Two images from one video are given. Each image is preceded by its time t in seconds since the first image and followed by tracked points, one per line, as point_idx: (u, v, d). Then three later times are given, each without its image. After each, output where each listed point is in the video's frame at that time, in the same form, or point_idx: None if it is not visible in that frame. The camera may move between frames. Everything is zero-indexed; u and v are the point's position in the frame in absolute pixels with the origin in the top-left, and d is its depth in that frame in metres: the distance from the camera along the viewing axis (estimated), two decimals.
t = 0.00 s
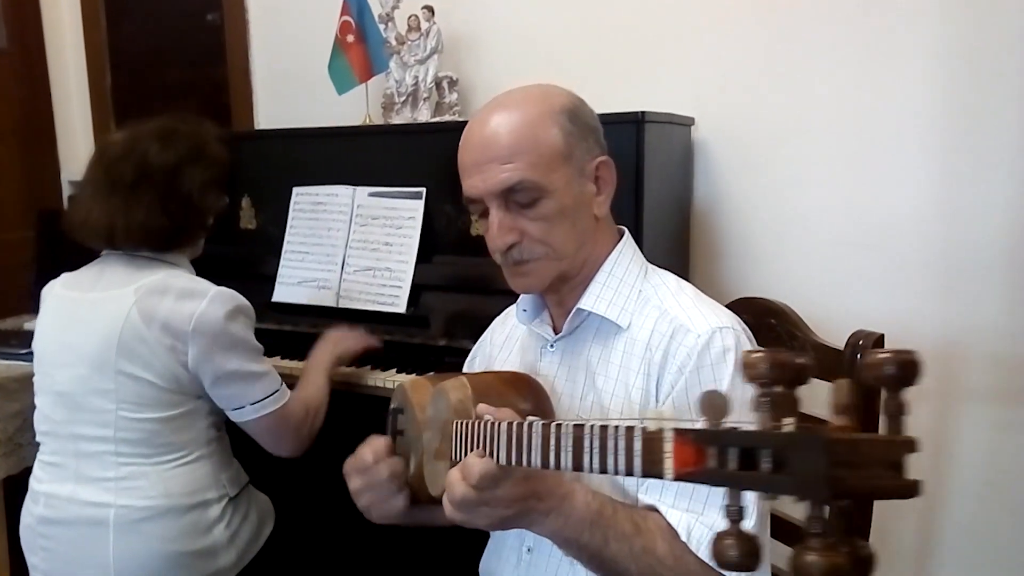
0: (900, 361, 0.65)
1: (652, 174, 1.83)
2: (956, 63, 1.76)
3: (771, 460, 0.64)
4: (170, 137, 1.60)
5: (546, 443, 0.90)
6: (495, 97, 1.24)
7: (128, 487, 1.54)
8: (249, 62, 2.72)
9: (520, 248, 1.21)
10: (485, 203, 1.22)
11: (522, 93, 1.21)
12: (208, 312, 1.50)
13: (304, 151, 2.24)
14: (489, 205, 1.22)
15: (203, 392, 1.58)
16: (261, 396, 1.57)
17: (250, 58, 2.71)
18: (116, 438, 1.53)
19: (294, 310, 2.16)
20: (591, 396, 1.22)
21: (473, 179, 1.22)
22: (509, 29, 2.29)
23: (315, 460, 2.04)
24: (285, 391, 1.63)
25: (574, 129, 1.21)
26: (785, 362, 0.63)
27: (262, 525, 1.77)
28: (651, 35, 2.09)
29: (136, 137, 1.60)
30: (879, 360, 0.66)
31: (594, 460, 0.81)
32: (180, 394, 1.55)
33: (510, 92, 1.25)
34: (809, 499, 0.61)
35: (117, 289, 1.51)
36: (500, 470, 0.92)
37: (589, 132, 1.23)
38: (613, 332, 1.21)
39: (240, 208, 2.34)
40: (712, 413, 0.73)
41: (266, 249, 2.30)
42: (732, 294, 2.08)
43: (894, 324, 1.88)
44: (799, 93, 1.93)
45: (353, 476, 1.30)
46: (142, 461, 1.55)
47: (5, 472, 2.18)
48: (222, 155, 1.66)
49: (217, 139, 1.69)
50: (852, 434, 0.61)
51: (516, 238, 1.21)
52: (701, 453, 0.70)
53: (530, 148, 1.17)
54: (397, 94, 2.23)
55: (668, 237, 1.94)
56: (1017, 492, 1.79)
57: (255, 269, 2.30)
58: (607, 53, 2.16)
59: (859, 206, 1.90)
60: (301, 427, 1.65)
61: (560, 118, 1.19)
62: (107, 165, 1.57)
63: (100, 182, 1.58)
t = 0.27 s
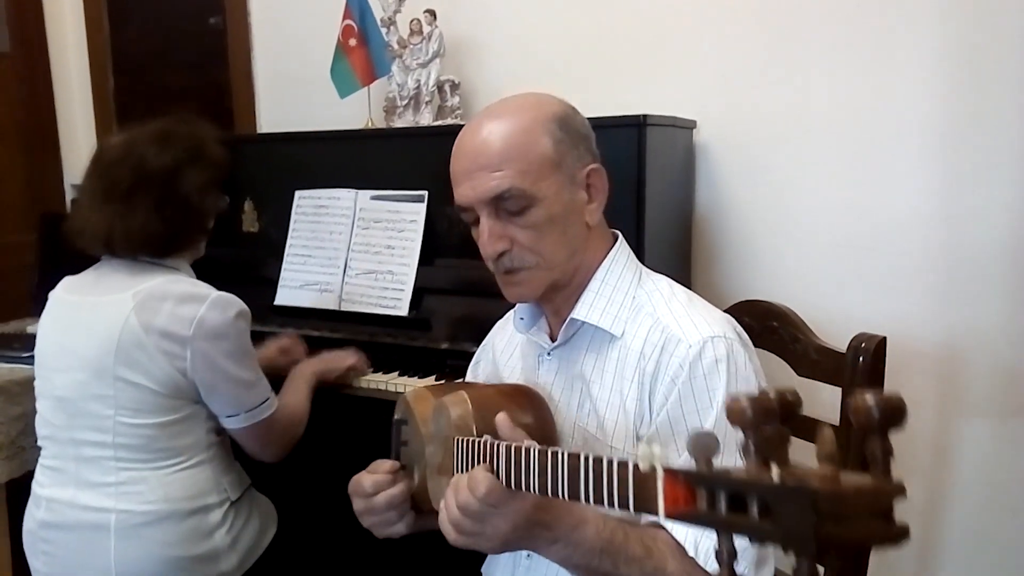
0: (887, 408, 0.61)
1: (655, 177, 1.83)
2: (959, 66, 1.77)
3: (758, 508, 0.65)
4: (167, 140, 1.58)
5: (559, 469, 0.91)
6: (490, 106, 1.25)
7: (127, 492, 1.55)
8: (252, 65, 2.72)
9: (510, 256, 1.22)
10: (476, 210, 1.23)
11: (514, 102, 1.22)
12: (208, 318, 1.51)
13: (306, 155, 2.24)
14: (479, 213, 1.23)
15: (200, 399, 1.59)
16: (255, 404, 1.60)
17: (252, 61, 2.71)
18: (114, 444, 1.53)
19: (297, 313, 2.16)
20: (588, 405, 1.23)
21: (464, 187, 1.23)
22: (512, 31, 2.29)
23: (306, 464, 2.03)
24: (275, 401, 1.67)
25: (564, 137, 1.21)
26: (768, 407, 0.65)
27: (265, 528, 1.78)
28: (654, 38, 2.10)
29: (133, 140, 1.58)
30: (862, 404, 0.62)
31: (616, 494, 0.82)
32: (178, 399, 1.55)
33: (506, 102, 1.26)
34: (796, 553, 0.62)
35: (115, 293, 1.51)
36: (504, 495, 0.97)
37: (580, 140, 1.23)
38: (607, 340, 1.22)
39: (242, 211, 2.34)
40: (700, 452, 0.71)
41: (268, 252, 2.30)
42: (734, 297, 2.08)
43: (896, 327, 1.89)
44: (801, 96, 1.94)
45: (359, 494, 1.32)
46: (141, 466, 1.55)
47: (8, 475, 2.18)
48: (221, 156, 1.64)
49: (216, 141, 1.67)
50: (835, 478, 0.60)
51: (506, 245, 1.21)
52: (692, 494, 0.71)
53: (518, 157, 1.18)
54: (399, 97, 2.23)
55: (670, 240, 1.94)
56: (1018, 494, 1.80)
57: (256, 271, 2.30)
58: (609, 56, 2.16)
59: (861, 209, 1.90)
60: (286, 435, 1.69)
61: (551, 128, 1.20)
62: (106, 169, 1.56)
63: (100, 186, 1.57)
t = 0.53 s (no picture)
0: (895, 474, 0.56)
1: (654, 177, 1.83)
2: (960, 65, 1.76)
3: None
4: (147, 139, 1.56)
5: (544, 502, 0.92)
6: (499, 98, 1.24)
7: (123, 498, 1.55)
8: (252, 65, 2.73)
9: (504, 250, 1.21)
10: (475, 201, 1.22)
11: (522, 99, 1.21)
12: (200, 323, 1.52)
13: (306, 154, 2.24)
14: (478, 203, 1.23)
15: (193, 404, 1.59)
16: (248, 410, 1.60)
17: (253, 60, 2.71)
18: (108, 450, 1.53)
19: (296, 313, 2.16)
20: (587, 410, 1.23)
21: (464, 178, 1.22)
22: (512, 31, 2.29)
23: (302, 466, 2.02)
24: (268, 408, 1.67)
25: (570, 136, 1.21)
26: (773, 479, 0.57)
27: (263, 530, 1.78)
28: (653, 37, 2.09)
29: (112, 142, 1.55)
30: (870, 472, 0.56)
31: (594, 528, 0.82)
32: (170, 406, 1.55)
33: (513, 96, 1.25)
34: None
35: (107, 299, 1.51)
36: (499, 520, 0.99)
37: (586, 141, 1.23)
38: (606, 344, 1.21)
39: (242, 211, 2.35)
40: (703, 515, 0.61)
41: (269, 251, 2.30)
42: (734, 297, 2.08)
43: (896, 327, 1.88)
44: (802, 96, 1.93)
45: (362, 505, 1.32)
46: (136, 473, 1.55)
47: (8, 474, 2.18)
48: (202, 150, 1.61)
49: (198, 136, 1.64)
50: (845, 558, 0.53)
51: (500, 239, 1.21)
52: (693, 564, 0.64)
53: (522, 152, 1.18)
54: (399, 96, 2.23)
55: (669, 241, 1.94)
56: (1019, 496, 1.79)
57: (256, 271, 2.30)
58: (609, 56, 2.16)
59: (861, 209, 1.90)
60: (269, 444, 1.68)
61: (556, 125, 1.19)
62: (85, 176, 1.54)
63: (79, 194, 1.55)
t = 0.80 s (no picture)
0: (894, 517, 0.59)
1: (654, 179, 1.83)
2: (959, 68, 1.76)
3: None
4: (118, 143, 1.53)
5: (542, 519, 0.92)
6: (505, 99, 1.23)
7: (117, 509, 1.56)
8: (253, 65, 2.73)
9: (517, 255, 1.21)
10: (486, 205, 1.22)
11: (531, 99, 1.21)
12: (188, 334, 1.50)
13: (306, 156, 2.24)
14: (488, 208, 1.22)
15: (186, 412, 1.58)
16: (243, 413, 1.59)
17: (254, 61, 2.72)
18: (99, 463, 1.54)
19: (295, 314, 2.16)
20: (592, 412, 1.23)
21: (474, 181, 1.21)
22: (512, 33, 2.29)
23: (303, 464, 2.02)
24: (265, 406, 1.67)
25: (581, 138, 1.21)
26: (773, 519, 0.60)
27: (261, 534, 1.78)
28: (654, 39, 2.09)
29: (82, 148, 1.53)
30: (873, 517, 0.59)
31: (588, 547, 0.82)
32: (160, 416, 1.55)
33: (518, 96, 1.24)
34: None
35: (91, 310, 1.51)
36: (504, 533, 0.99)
37: (596, 143, 1.23)
38: (612, 346, 1.21)
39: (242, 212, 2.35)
40: (702, 548, 0.64)
41: (268, 252, 2.31)
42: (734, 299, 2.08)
43: (896, 329, 1.88)
44: (802, 98, 1.93)
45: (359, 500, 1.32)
46: (129, 484, 1.56)
47: (8, 476, 2.19)
48: (171, 150, 1.59)
49: (172, 135, 1.61)
50: None
51: (513, 244, 1.20)
52: None
53: (535, 155, 1.17)
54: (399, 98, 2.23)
55: (669, 242, 1.94)
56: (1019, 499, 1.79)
57: (256, 272, 2.31)
58: (609, 58, 2.16)
59: (861, 211, 1.90)
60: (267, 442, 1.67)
61: (567, 127, 1.19)
62: (59, 188, 1.53)
63: (55, 207, 1.54)
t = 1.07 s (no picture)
0: (914, 499, 0.58)
1: (653, 181, 1.83)
2: (958, 70, 1.77)
3: None
4: (103, 145, 1.53)
5: (552, 514, 0.91)
6: (509, 101, 1.23)
7: (112, 515, 1.56)
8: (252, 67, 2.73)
9: (525, 258, 1.21)
10: (492, 209, 1.21)
11: (537, 101, 1.21)
12: (179, 340, 1.50)
13: (305, 158, 2.25)
14: (495, 212, 1.22)
15: (180, 415, 1.58)
16: (238, 412, 1.60)
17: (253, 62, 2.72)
18: (93, 469, 1.54)
19: (294, 316, 2.16)
20: (597, 415, 1.23)
21: (481, 184, 1.21)
22: (512, 35, 2.30)
23: (303, 463, 2.03)
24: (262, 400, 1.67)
25: (588, 140, 1.21)
26: (794, 505, 0.57)
27: (258, 535, 1.78)
28: (652, 41, 2.10)
29: (66, 150, 1.52)
30: (893, 497, 0.58)
31: (603, 542, 0.81)
32: (155, 420, 1.55)
33: (522, 98, 1.25)
34: None
35: (80, 318, 1.52)
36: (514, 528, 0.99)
37: (602, 144, 1.23)
38: (618, 349, 1.21)
39: (241, 214, 2.35)
40: (721, 536, 0.61)
41: (267, 254, 2.30)
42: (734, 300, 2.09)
43: (895, 330, 1.89)
44: (801, 100, 1.94)
45: (364, 506, 1.32)
46: (124, 489, 1.56)
47: (6, 478, 2.18)
48: (156, 151, 1.57)
49: (156, 135, 1.60)
50: None
51: (521, 247, 1.21)
52: None
53: (542, 157, 1.17)
54: (398, 100, 2.24)
55: (669, 244, 1.94)
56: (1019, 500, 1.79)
57: (255, 274, 2.30)
58: (608, 60, 2.17)
59: (860, 212, 1.90)
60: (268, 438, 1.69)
61: (574, 130, 1.19)
62: (43, 190, 1.52)
63: (40, 209, 1.54)
